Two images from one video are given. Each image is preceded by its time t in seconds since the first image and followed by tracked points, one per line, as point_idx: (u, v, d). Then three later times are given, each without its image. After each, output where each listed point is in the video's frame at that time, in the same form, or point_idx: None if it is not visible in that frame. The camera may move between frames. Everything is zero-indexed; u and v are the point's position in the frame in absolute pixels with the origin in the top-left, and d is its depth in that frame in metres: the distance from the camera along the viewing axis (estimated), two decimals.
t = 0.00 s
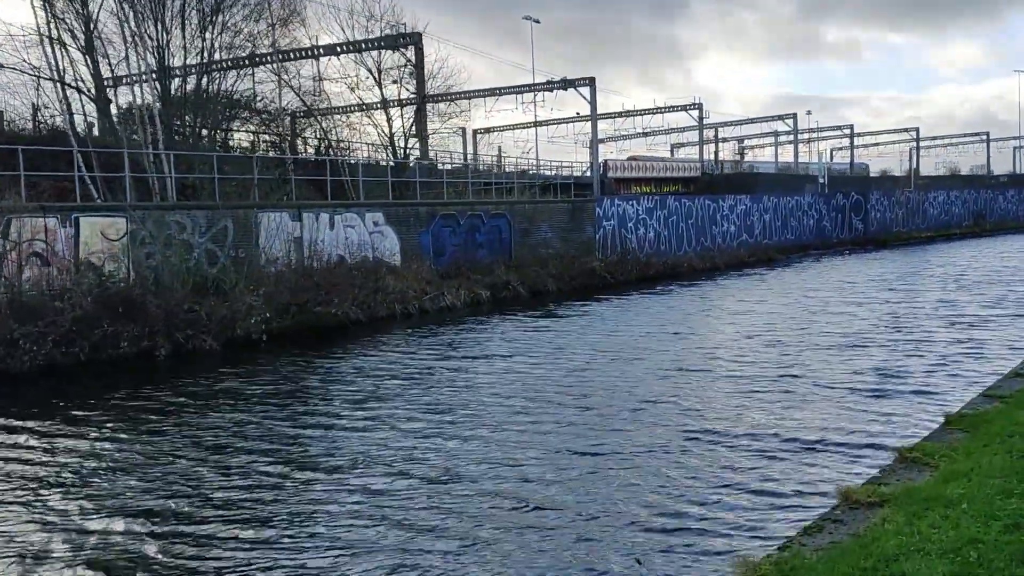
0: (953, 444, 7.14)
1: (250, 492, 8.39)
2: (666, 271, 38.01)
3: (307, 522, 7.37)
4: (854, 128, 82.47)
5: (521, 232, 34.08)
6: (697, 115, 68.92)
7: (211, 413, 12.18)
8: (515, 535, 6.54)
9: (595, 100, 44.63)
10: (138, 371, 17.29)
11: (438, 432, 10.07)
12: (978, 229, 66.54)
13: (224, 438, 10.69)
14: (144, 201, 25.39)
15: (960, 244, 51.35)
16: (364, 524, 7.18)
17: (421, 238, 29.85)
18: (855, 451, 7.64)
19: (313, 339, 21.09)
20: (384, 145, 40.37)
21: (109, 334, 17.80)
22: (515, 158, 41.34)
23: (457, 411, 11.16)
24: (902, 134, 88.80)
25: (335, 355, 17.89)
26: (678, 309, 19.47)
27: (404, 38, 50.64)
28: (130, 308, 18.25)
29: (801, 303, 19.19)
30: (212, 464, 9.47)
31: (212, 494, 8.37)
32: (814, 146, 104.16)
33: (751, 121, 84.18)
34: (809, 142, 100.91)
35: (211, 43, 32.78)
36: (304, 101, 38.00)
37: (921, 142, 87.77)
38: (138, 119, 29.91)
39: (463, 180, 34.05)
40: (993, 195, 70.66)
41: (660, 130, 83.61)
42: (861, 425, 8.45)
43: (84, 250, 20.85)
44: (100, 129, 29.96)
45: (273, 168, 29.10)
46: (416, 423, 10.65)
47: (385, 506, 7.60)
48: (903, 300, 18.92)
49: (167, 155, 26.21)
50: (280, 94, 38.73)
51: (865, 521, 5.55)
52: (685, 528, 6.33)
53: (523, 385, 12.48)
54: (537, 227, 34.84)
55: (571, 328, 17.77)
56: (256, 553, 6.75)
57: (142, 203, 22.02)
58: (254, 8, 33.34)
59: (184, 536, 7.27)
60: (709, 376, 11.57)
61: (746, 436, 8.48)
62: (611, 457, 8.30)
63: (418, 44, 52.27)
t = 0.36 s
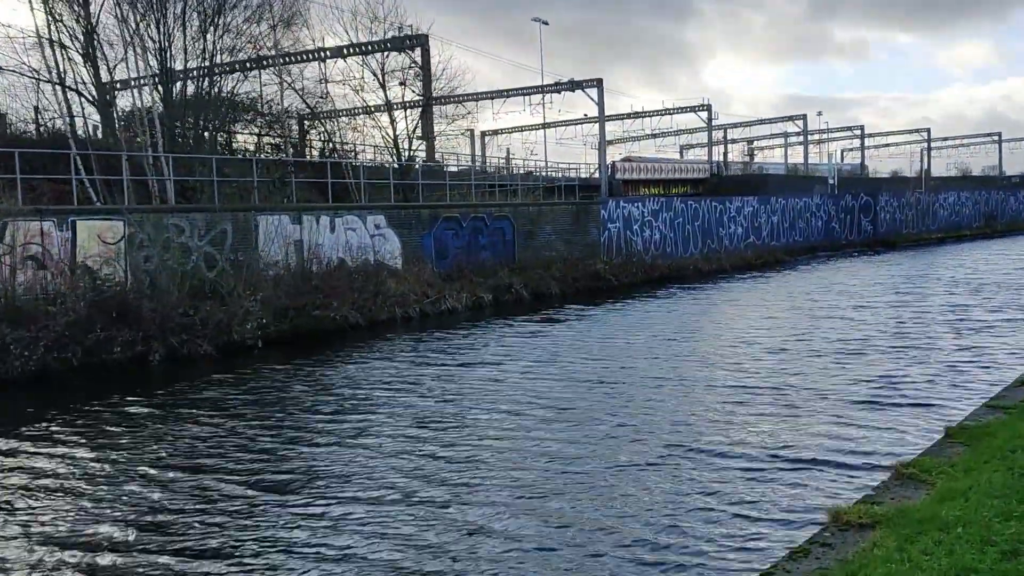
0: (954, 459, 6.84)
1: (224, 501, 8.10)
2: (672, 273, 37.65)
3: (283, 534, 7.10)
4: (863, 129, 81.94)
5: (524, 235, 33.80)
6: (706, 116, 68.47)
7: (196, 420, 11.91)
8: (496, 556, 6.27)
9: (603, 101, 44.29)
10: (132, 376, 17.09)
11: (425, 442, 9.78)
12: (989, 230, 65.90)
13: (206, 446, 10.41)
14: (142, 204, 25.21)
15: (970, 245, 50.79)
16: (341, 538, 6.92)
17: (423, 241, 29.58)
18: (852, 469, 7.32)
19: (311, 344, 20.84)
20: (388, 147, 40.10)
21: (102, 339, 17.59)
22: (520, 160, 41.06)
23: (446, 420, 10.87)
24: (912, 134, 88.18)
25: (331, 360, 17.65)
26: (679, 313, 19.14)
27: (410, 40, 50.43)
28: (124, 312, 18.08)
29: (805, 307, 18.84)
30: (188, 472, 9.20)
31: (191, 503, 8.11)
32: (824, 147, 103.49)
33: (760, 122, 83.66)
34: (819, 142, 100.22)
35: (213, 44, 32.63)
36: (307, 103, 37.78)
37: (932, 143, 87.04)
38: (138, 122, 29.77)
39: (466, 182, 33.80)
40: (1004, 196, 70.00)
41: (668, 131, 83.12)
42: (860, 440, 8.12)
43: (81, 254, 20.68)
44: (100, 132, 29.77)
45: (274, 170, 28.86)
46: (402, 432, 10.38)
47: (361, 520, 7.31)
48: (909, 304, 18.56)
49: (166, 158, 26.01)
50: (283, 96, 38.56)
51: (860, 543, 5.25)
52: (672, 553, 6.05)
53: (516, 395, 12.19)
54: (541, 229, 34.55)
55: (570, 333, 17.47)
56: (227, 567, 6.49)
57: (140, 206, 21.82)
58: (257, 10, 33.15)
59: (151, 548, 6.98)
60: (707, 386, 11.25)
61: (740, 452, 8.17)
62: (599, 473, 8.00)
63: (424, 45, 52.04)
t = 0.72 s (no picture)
0: (944, 482, 6.54)
1: (185, 515, 7.82)
2: (669, 282, 37.33)
3: (243, 550, 6.81)
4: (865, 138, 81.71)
5: (520, 242, 33.52)
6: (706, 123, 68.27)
7: (170, 430, 11.64)
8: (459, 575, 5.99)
9: (602, 109, 44.07)
10: (113, 384, 16.81)
11: (401, 456, 9.50)
12: (989, 240, 65.58)
13: (176, 456, 10.14)
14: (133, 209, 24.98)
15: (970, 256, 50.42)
16: (301, 554, 6.63)
17: (417, 248, 29.29)
18: (838, 492, 7.03)
19: (299, 352, 20.53)
20: (384, 153, 39.84)
21: (83, 347, 17.33)
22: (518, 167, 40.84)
23: (426, 433, 10.59)
24: (913, 142, 87.94)
25: (317, 368, 17.34)
26: (673, 324, 18.85)
27: (410, 46, 50.26)
28: (106, 319, 17.82)
29: (800, 318, 18.56)
30: (154, 484, 8.93)
31: (152, 515, 7.83)
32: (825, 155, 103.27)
33: (761, 131, 83.44)
34: (820, 151, 99.96)
35: (208, 49, 32.44)
36: (302, 108, 37.54)
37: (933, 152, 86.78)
38: (131, 126, 29.57)
39: (463, 189, 33.55)
40: (1005, 206, 69.72)
41: (669, 139, 82.94)
42: (847, 461, 7.84)
43: (66, 259, 20.44)
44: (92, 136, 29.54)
45: (267, 175, 28.58)
46: (379, 445, 10.10)
47: (324, 536, 7.00)
48: (907, 315, 18.26)
49: (157, 163, 25.76)
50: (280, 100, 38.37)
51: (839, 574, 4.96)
52: None
53: (499, 408, 11.89)
54: (537, 237, 34.27)
55: (561, 344, 17.20)
56: None
57: (127, 211, 21.60)
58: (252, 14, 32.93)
59: (107, 564, 6.68)
60: (694, 401, 10.97)
61: (722, 472, 7.89)
62: (575, 491, 7.72)
63: (424, 51, 51.85)
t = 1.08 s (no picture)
0: (922, 496, 6.25)
1: (135, 532, 7.50)
2: (655, 286, 37.11)
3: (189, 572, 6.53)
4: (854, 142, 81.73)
5: (506, 245, 33.24)
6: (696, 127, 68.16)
7: (133, 438, 11.31)
8: None
9: (591, 112, 43.87)
10: (83, 390, 16.47)
11: (366, 469, 9.19)
12: (977, 244, 65.64)
13: (136, 467, 9.81)
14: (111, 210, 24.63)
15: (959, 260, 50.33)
16: None
17: (401, 251, 28.98)
18: (813, 514, 6.75)
19: (276, 356, 20.18)
20: (370, 155, 39.53)
21: (54, 351, 16.97)
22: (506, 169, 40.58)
23: (395, 444, 10.28)
24: (903, 147, 88.02)
25: (292, 373, 17.03)
26: (656, 329, 18.58)
27: (398, 47, 49.97)
28: (77, 323, 17.45)
29: (784, 324, 18.31)
30: (109, 497, 8.60)
31: (101, 532, 7.55)
32: (816, 159, 103.37)
33: (751, 134, 83.40)
34: (811, 155, 100.01)
35: (191, 49, 32.12)
36: (287, 109, 37.18)
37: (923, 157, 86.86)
38: (112, 127, 29.23)
39: (448, 191, 33.27)
40: (994, 210, 69.79)
41: (659, 142, 82.81)
42: (824, 477, 7.57)
43: (39, 262, 20.10)
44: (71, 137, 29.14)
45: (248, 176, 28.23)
46: (346, 457, 9.78)
47: (274, 557, 6.73)
48: (892, 321, 18.04)
49: (136, 164, 25.40)
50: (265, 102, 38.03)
51: None
52: None
53: (472, 417, 11.63)
54: (523, 240, 34.00)
55: (542, 350, 16.91)
56: None
57: (103, 213, 21.23)
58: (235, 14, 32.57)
59: None
60: (672, 411, 10.69)
61: (695, 489, 7.62)
62: (542, 509, 7.43)
63: (412, 53, 51.55)
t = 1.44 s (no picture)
0: (900, 510, 5.99)
1: (89, 557, 7.26)
2: (646, 286, 36.86)
3: None
4: (849, 139, 81.56)
5: (495, 245, 32.98)
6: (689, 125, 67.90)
7: (102, 451, 11.06)
8: None
9: (585, 110, 43.53)
10: (58, 395, 16.17)
11: (336, 485, 8.97)
12: (971, 242, 65.51)
13: (101, 483, 9.57)
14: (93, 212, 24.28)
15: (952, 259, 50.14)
16: None
17: (388, 251, 28.70)
18: (786, 536, 6.56)
19: (257, 359, 19.91)
20: (359, 155, 39.20)
21: (28, 355, 16.65)
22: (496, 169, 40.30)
23: (368, 456, 10.05)
24: (897, 144, 87.90)
25: (272, 378, 16.77)
26: (643, 331, 18.36)
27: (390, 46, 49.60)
28: (52, 327, 17.14)
29: (773, 325, 18.10)
30: (69, 517, 8.38)
31: (55, 557, 7.34)
32: (810, 157, 103.27)
33: (745, 132, 83.18)
34: (805, 153, 99.85)
35: (178, 48, 31.73)
36: (275, 108, 36.83)
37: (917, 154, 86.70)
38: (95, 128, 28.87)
39: (438, 191, 32.98)
40: (987, 208, 69.66)
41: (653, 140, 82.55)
42: (799, 494, 7.36)
43: (17, 265, 19.68)
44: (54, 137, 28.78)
45: (233, 176, 27.90)
46: (316, 470, 9.55)
47: None
48: (880, 322, 17.82)
49: (118, 164, 25.05)
50: (253, 102, 37.69)
51: None
52: None
53: (448, 425, 11.41)
54: (512, 240, 33.73)
55: (528, 353, 16.67)
56: None
57: (81, 214, 20.89)
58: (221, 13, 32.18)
59: None
60: (653, 419, 10.45)
61: (669, 506, 7.41)
62: (509, 528, 7.22)
63: (403, 51, 51.20)
